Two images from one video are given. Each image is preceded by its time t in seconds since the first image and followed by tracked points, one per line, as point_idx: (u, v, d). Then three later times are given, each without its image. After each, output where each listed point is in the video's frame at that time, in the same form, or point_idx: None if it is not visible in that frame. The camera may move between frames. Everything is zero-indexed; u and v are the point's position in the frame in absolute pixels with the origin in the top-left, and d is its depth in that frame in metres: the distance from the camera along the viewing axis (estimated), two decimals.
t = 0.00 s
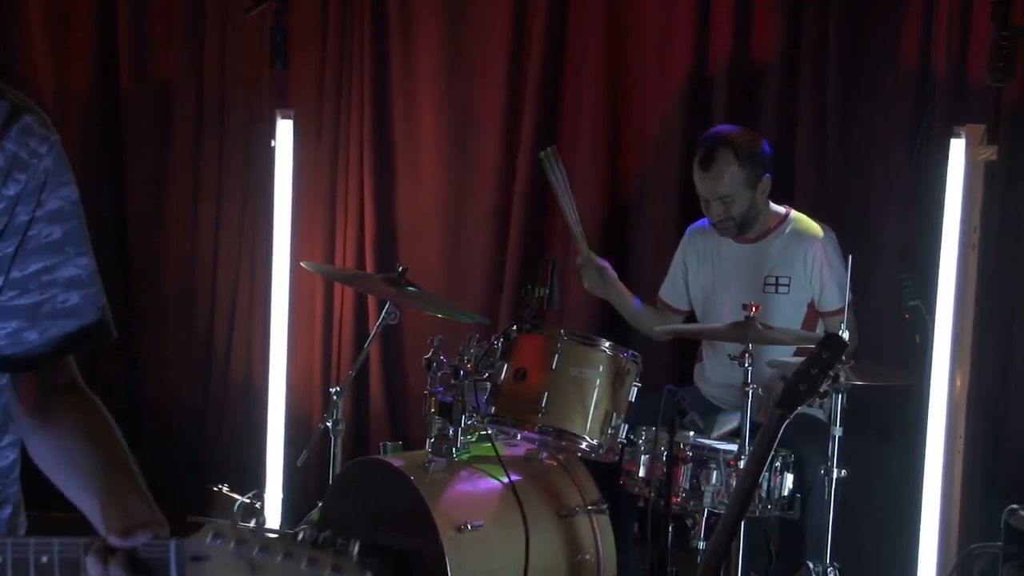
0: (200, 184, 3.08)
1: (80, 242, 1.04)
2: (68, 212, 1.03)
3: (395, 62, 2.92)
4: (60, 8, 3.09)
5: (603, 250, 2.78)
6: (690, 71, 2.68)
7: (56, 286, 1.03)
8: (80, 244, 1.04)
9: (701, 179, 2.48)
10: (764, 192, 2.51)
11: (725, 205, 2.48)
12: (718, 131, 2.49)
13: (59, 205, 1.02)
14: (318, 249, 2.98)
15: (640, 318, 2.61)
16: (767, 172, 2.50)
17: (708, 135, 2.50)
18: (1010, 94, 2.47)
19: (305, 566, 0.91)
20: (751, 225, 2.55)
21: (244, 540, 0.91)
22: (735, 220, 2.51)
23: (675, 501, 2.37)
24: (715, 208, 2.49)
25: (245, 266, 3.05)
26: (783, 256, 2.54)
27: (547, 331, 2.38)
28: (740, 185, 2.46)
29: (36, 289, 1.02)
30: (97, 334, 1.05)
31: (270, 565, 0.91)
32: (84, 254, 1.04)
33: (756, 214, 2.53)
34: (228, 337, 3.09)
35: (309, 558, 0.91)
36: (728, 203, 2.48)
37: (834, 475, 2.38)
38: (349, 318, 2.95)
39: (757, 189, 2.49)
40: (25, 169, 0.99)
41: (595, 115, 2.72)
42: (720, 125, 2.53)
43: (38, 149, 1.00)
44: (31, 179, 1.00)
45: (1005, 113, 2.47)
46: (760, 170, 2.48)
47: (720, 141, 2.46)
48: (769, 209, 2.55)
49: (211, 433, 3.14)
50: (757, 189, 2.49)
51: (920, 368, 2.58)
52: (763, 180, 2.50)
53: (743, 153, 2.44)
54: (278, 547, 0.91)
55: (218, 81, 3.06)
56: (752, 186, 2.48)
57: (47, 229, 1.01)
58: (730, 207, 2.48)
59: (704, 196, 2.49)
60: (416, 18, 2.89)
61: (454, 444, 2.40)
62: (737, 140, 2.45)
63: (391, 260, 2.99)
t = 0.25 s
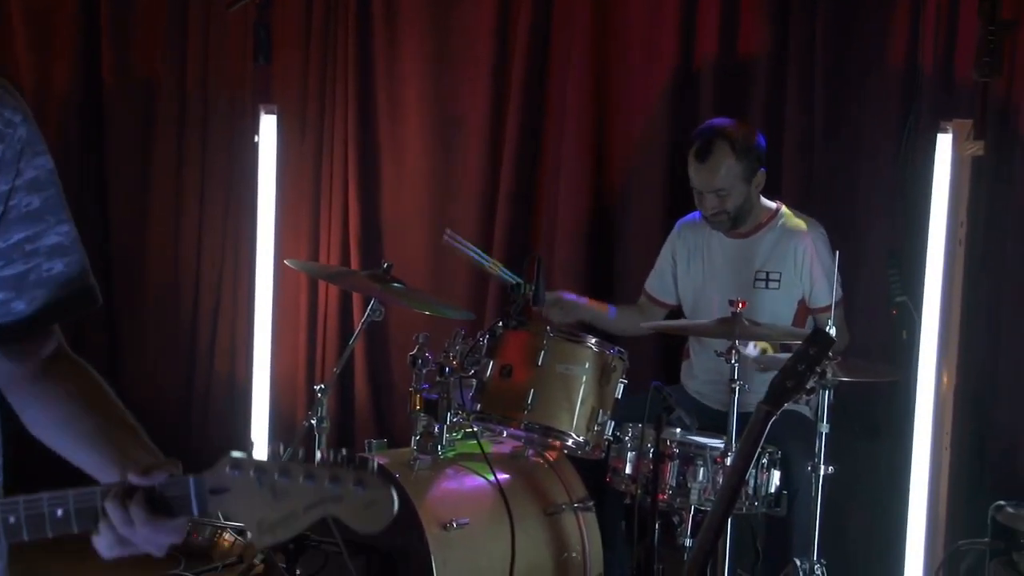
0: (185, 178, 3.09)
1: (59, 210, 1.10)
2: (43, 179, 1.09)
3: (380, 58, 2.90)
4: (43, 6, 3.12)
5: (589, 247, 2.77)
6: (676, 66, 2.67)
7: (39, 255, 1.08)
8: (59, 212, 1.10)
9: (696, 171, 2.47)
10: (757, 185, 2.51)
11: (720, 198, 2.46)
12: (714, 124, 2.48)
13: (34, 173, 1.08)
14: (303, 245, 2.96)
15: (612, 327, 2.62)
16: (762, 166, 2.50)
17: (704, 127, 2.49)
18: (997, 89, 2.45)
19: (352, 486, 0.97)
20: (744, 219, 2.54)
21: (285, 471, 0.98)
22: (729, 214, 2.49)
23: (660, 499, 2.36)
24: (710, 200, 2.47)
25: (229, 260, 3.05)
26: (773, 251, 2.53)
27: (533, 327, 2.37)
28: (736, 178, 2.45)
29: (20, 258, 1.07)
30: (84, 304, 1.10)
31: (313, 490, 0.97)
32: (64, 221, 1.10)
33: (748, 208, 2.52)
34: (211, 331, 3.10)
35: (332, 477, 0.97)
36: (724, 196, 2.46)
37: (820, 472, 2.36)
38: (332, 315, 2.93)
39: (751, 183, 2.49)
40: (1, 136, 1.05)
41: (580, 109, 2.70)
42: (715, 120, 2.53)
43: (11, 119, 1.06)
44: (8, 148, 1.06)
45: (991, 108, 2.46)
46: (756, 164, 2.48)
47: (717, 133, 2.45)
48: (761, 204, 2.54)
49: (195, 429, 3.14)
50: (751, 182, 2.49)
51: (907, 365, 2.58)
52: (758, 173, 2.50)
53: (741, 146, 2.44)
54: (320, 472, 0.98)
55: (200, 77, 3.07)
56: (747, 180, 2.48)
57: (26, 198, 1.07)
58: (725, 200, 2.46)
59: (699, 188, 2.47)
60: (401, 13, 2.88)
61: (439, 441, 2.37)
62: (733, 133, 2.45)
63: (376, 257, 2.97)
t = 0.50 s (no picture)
0: (170, 177, 3.08)
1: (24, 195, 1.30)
2: (12, 163, 1.30)
3: (365, 58, 2.89)
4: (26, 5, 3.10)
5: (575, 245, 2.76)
6: (663, 63, 2.66)
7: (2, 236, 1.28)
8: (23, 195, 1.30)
9: (680, 162, 2.48)
10: (740, 186, 2.49)
11: (696, 190, 2.46)
12: (706, 119, 2.49)
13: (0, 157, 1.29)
14: (288, 244, 2.95)
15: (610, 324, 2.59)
16: (746, 167, 2.47)
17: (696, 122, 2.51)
18: (983, 85, 2.45)
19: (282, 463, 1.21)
20: (726, 218, 2.53)
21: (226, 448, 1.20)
22: (706, 210, 2.49)
23: (647, 498, 2.35)
24: (687, 192, 2.48)
25: (213, 259, 3.03)
26: (764, 250, 2.52)
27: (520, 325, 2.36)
28: (715, 174, 2.45)
29: None
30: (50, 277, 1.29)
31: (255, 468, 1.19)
32: (30, 205, 1.31)
33: (730, 208, 2.51)
34: (195, 331, 3.08)
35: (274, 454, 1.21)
36: (700, 189, 2.46)
37: (807, 471, 2.36)
38: (317, 314, 2.91)
39: (732, 183, 2.47)
40: None
41: (566, 106, 2.69)
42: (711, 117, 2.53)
43: None
44: None
45: (977, 104, 2.46)
46: (739, 164, 2.46)
47: (704, 127, 2.46)
48: (749, 203, 2.53)
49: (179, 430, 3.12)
50: (732, 182, 2.47)
51: (893, 362, 2.57)
52: (741, 174, 2.47)
53: (724, 143, 2.44)
54: (261, 452, 1.20)
55: (184, 76, 3.06)
56: (728, 179, 2.46)
57: None
58: (702, 194, 2.46)
59: (680, 177, 2.48)
60: (386, 13, 2.87)
61: (425, 440, 2.35)
62: (719, 129, 2.45)
63: (361, 256, 2.95)
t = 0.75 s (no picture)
0: (151, 178, 3.06)
1: None
2: None
3: (347, 59, 2.88)
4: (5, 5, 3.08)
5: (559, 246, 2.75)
6: (647, 62, 2.66)
7: None
8: None
9: (662, 156, 2.48)
10: (722, 185, 2.48)
11: (677, 185, 2.47)
12: (693, 115, 2.49)
13: None
14: (270, 244, 2.93)
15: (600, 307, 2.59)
16: (729, 166, 2.47)
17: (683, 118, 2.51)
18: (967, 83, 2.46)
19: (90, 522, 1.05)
20: (708, 216, 2.53)
21: (37, 498, 1.05)
22: (687, 206, 2.49)
23: (631, 499, 2.34)
24: (668, 186, 2.48)
25: (195, 260, 3.02)
26: (748, 250, 2.50)
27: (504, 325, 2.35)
28: (697, 170, 2.45)
29: None
30: None
31: (63, 525, 1.03)
32: None
33: (713, 206, 2.51)
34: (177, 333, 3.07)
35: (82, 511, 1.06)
36: (682, 185, 2.47)
37: (792, 471, 2.35)
38: (300, 316, 2.90)
39: (715, 180, 2.47)
40: None
41: (550, 107, 2.69)
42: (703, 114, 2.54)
43: None
44: None
45: (961, 102, 2.46)
46: (723, 162, 2.46)
47: (688, 123, 2.46)
48: (734, 202, 2.53)
49: (161, 432, 3.10)
50: (715, 180, 2.47)
51: (877, 361, 2.58)
52: (724, 172, 2.47)
53: (708, 139, 2.43)
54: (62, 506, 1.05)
55: (165, 77, 3.04)
56: (711, 176, 2.46)
57: None
58: (683, 189, 2.47)
59: (663, 172, 2.49)
60: (368, 13, 2.86)
61: (409, 441, 2.34)
62: (704, 127, 2.45)
63: (344, 257, 2.94)
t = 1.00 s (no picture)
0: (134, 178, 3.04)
1: None
2: None
3: (331, 58, 2.86)
4: None
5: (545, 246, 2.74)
6: (632, 60, 2.64)
7: None
8: None
9: (648, 150, 2.47)
10: (708, 181, 2.47)
11: (663, 179, 2.45)
12: (680, 112, 2.48)
13: None
14: (253, 244, 2.91)
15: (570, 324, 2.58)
16: (716, 162, 2.46)
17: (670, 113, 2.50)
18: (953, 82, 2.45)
19: None
20: (692, 214, 2.51)
21: None
22: (672, 201, 2.47)
23: (617, 501, 2.32)
24: (654, 180, 2.46)
25: (177, 261, 2.99)
26: (732, 250, 2.48)
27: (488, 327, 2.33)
28: (683, 163, 2.43)
29: None
30: None
31: None
32: None
33: (697, 203, 2.49)
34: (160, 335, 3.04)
35: None
36: (668, 179, 2.44)
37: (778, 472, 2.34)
38: (283, 317, 2.88)
39: (701, 175, 2.46)
40: None
41: (535, 106, 2.68)
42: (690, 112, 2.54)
43: None
44: None
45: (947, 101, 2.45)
46: (710, 157, 2.45)
47: (676, 117, 2.46)
48: (720, 202, 2.52)
49: (144, 435, 3.08)
50: (700, 175, 2.46)
51: (864, 361, 2.57)
52: (710, 168, 2.46)
53: (695, 133, 2.43)
54: None
55: (148, 77, 3.03)
56: (697, 171, 2.45)
57: None
58: (668, 183, 2.45)
59: (648, 166, 2.47)
60: (352, 13, 2.84)
61: (393, 443, 2.32)
62: (691, 121, 2.44)
63: (328, 258, 2.92)
